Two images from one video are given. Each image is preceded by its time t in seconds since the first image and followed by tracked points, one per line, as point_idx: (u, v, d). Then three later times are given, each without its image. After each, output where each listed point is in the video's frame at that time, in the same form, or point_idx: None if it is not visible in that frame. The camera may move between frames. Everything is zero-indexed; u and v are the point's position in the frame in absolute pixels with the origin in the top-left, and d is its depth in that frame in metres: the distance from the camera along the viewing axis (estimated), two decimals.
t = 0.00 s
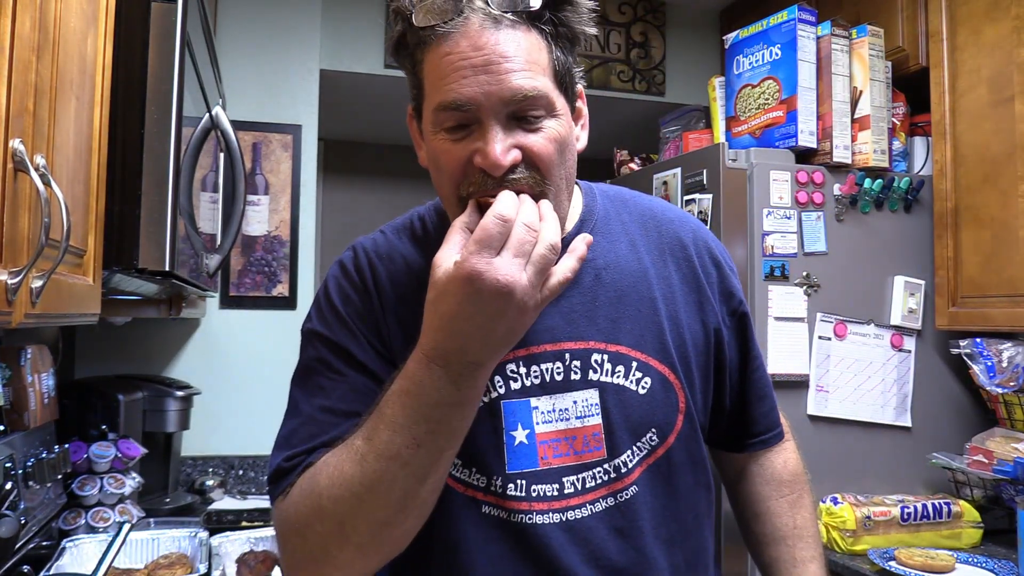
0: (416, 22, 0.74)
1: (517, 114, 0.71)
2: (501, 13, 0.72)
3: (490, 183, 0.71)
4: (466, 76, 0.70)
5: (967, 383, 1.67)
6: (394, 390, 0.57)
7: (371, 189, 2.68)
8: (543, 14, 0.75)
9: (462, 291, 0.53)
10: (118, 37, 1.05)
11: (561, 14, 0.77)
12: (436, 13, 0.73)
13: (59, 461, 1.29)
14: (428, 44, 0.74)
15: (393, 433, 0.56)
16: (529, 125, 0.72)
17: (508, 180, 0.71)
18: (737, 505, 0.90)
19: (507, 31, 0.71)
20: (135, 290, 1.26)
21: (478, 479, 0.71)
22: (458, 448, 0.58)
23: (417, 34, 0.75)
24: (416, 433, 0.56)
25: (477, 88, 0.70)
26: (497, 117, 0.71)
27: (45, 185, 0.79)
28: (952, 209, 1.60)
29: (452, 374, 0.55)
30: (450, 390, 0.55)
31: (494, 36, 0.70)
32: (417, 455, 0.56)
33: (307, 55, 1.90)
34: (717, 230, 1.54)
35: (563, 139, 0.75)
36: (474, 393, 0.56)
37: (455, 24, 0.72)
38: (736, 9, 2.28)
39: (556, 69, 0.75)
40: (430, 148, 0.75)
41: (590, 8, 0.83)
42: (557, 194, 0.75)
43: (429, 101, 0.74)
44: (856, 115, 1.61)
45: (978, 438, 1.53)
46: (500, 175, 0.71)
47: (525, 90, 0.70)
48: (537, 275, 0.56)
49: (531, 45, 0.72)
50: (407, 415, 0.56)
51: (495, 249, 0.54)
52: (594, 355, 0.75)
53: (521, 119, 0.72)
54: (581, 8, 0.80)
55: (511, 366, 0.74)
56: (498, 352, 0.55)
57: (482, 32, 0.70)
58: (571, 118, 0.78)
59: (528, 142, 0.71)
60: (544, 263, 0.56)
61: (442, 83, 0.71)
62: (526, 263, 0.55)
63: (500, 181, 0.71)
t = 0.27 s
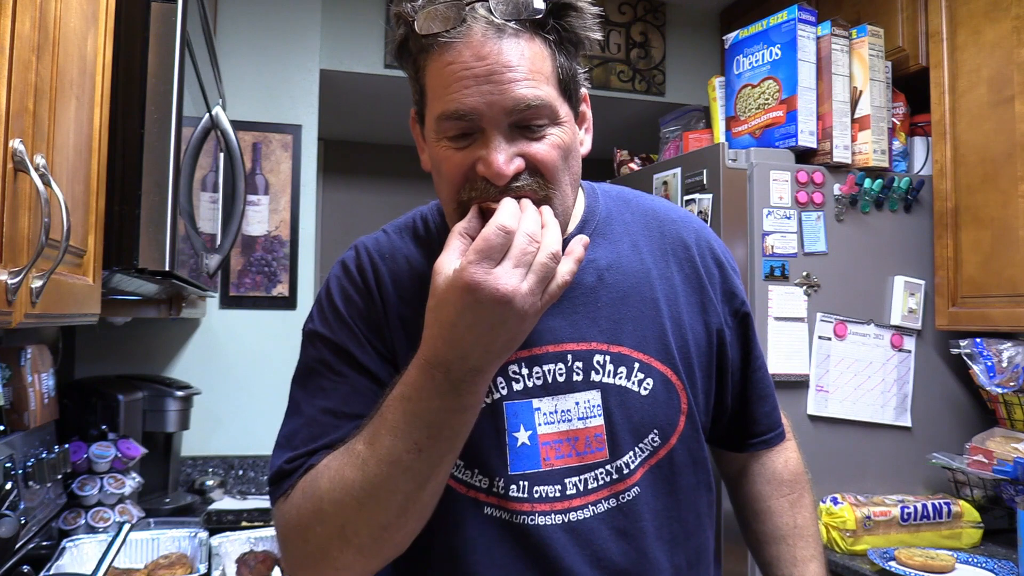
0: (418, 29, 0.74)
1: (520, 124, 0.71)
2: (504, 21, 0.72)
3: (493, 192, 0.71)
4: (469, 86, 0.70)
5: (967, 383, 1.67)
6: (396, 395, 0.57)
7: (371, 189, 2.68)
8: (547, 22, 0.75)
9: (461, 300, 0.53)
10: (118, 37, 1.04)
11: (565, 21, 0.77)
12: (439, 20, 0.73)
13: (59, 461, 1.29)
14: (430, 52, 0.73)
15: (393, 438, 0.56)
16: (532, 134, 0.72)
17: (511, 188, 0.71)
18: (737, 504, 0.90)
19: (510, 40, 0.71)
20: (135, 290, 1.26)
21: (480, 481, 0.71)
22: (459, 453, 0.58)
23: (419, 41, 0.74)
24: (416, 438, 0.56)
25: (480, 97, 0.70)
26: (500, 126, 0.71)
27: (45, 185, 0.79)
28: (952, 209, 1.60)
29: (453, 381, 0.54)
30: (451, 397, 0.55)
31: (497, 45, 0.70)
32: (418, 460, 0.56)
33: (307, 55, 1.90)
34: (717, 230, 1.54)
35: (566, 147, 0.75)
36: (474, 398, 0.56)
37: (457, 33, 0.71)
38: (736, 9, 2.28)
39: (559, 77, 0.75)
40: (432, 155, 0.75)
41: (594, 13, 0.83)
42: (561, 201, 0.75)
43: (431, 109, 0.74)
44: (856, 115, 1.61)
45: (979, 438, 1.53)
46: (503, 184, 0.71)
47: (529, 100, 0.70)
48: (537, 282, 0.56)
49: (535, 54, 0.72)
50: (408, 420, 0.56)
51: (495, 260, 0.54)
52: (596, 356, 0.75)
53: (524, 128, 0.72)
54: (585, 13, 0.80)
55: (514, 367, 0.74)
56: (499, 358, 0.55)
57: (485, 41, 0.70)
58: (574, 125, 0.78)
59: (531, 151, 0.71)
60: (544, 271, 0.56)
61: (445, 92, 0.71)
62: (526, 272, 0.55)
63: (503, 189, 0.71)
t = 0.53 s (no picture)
0: (423, 33, 0.73)
1: (525, 129, 0.71)
2: (509, 26, 0.72)
3: (497, 197, 0.72)
4: (474, 91, 0.70)
5: (967, 383, 1.67)
6: (399, 399, 0.57)
7: (370, 189, 2.68)
8: (552, 27, 0.75)
9: (462, 309, 0.52)
10: (118, 37, 1.04)
11: (570, 24, 0.78)
12: (444, 24, 0.73)
13: (59, 461, 1.29)
14: (435, 56, 0.73)
15: (396, 442, 0.56)
16: (537, 139, 0.72)
17: (516, 194, 0.71)
18: (738, 504, 0.90)
19: (515, 44, 0.71)
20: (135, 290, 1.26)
21: (481, 483, 0.71)
22: (461, 457, 0.58)
23: (423, 44, 0.74)
24: (420, 443, 0.56)
25: (486, 103, 0.69)
26: (505, 132, 0.71)
27: (45, 186, 0.79)
28: (952, 209, 1.60)
29: (455, 386, 0.54)
30: (454, 401, 0.55)
31: (502, 50, 0.70)
32: (421, 464, 0.56)
33: (307, 54, 1.90)
34: (717, 230, 1.54)
35: (570, 152, 0.75)
36: (477, 402, 0.56)
37: (462, 38, 0.71)
38: (736, 9, 2.28)
39: (563, 81, 0.75)
40: (436, 159, 0.75)
41: (599, 17, 0.83)
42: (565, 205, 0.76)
43: (436, 113, 0.73)
44: (856, 115, 1.61)
45: (979, 438, 1.53)
46: (508, 190, 0.71)
47: (534, 105, 0.70)
48: (539, 290, 0.55)
49: (540, 59, 0.72)
50: (411, 425, 0.56)
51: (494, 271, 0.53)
52: (598, 358, 0.75)
53: (530, 133, 0.72)
54: (589, 16, 0.80)
55: (515, 369, 0.74)
56: (501, 364, 0.55)
57: (490, 46, 0.70)
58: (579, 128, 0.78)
59: (536, 157, 0.71)
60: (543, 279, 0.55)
61: (450, 97, 0.71)
62: (527, 281, 0.54)
63: (508, 195, 0.71)
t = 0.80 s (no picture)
0: (424, 36, 0.73)
1: (526, 133, 0.71)
2: (510, 29, 0.72)
3: (499, 201, 0.72)
4: (475, 95, 0.70)
5: (967, 383, 1.67)
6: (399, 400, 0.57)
7: (370, 189, 2.68)
8: (553, 30, 0.75)
9: (458, 313, 0.52)
10: (118, 37, 1.04)
11: (572, 28, 0.78)
12: (445, 27, 0.73)
13: (59, 461, 1.29)
14: (436, 60, 0.73)
15: (397, 443, 0.56)
16: (539, 143, 0.72)
17: (517, 198, 0.71)
18: (737, 504, 0.90)
19: (516, 48, 0.71)
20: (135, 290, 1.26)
21: (481, 484, 0.71)
22: (461, 457, 0.58)
23: (424, 47, 0.74)
24: (419, 444, 0.56)
25: (487, 107, 0.69)
26: (506, 136, 0.71)
27: (45, 185, 0.79)
28: (952, 209, 1.60)
29: (454, 388, 0.54)
30: (453, 402, 0.55)
31: (503, 54, 0.70)
32: (420, 465, 0.56)
33: (307, 54, 1.90)
34: (717, 230, 1.54)
35: (571, 155, 0.75)
36: (476, 404, 0.56)
37: (464, 41, 0.71)
38: (736, 9, 2.28)
39: (564, 84, 0.75)
40: (437, 162, 0.75)
41: (601, 20, 0.83)
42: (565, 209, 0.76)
43: (437, 116, 0.73)
44: (856, 115, 1.61)
45: (979, 438, 1.53)
46: (509, 194, 0.71)
47: (535, 109, 0.70)
48: (536, 294, 0.55)
49: (541, 62, 0.72)
50: (410, 426, 0.56)
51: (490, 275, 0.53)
52: (597, 359, 0.75)
53: (531, 137, 0.72)
54: (591, 19, 0.80)
55: (515, 370, 0.74)
56: (500, 366, 0.55)
57: (491, 50, 0.70)
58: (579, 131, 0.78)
59: (537, 161, 0.72)
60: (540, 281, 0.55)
61: (451, 101, 0.71)
62: (523, 285, 0.54)
63: (509, 199, 0.71)
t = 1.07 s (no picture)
0: (421, 35, 0.73)
1: (523, 131, 0.71)
2: (507, 28, 0.72)
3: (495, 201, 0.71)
4: (472, 93, 0.70)
5: (967, 383, 1.67)
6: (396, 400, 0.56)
7: (370, 189, 2.68)
8: (549, 29, 0.75)
9: (451, 326, 0.51)
10: (118, 37, 1.05)
11: (569, 24, 0.77)
12: (442, 26, 0.73)
13: (59, 461, 1.29)
14: (433, 58, 0.73)
15: (394, 445, 0.56)
16: (535, 141, 0.72)
17: (514, 198, 0.71)
18: (736, 504, 0.90)
19: (513, 46, 0.71)
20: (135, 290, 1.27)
21: (480, 484, 0.71)
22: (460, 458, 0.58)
23: (421, 47, 0.74)
24: (417, 446, 0.55)
25: (484, 105, 0.69)
26: (503, 134, 0.71)
27: (45, 185, 0.79)
28: (952, 209, 1.60)
29: (451, 391, 0.54)
30: (450, 405, 0.54)
31: (500, 52, 0.70)
32: (418, 467, 0.56)
33: (307, 55, 1.90)
34: (717, 230, 1.54)
35: (568, 154, 0.75)
36: (474, 405, 0.55)
37: (461, 40, 0.71)
38: (736, 9, 2.28)
39: (561, 82, 0.75)
40: (435, 161, 0.75)
41: (598, 19, 0.83)
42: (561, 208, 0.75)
43: (434, 115, 0.73)
44: (856, 115, 1.61)
45: (979, 438, 1.53)
46: (505, 193, 0.71)
47: (532, 107, 0.70)
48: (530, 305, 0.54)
49: (538, 61, 0.72)
50: (407, 428, 0.55)
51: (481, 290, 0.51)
52: (595, 360, 0.75)
53: (528, 135, 0.72)
54: (587, 19, 0.80)
55: (513, 371, 0.74)
56: (497, 369, 0.54)
57: (488, 48, 0.70)
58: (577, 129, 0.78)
59: (534, 159, 0.71)
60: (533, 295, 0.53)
61: (448, 99, 0.71)
62: (518, 296, 0.53)
63: (505, 198, 0.71)
